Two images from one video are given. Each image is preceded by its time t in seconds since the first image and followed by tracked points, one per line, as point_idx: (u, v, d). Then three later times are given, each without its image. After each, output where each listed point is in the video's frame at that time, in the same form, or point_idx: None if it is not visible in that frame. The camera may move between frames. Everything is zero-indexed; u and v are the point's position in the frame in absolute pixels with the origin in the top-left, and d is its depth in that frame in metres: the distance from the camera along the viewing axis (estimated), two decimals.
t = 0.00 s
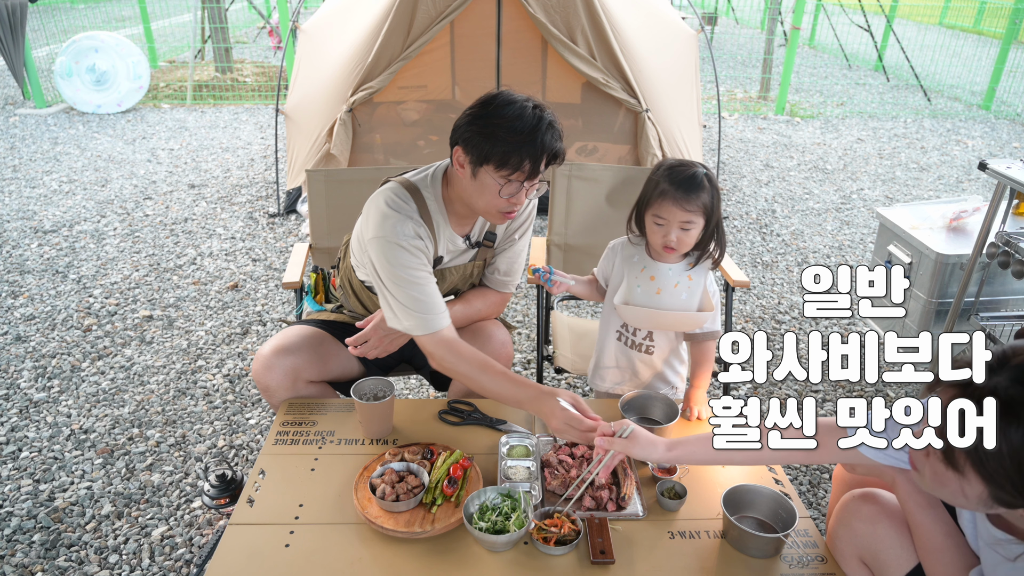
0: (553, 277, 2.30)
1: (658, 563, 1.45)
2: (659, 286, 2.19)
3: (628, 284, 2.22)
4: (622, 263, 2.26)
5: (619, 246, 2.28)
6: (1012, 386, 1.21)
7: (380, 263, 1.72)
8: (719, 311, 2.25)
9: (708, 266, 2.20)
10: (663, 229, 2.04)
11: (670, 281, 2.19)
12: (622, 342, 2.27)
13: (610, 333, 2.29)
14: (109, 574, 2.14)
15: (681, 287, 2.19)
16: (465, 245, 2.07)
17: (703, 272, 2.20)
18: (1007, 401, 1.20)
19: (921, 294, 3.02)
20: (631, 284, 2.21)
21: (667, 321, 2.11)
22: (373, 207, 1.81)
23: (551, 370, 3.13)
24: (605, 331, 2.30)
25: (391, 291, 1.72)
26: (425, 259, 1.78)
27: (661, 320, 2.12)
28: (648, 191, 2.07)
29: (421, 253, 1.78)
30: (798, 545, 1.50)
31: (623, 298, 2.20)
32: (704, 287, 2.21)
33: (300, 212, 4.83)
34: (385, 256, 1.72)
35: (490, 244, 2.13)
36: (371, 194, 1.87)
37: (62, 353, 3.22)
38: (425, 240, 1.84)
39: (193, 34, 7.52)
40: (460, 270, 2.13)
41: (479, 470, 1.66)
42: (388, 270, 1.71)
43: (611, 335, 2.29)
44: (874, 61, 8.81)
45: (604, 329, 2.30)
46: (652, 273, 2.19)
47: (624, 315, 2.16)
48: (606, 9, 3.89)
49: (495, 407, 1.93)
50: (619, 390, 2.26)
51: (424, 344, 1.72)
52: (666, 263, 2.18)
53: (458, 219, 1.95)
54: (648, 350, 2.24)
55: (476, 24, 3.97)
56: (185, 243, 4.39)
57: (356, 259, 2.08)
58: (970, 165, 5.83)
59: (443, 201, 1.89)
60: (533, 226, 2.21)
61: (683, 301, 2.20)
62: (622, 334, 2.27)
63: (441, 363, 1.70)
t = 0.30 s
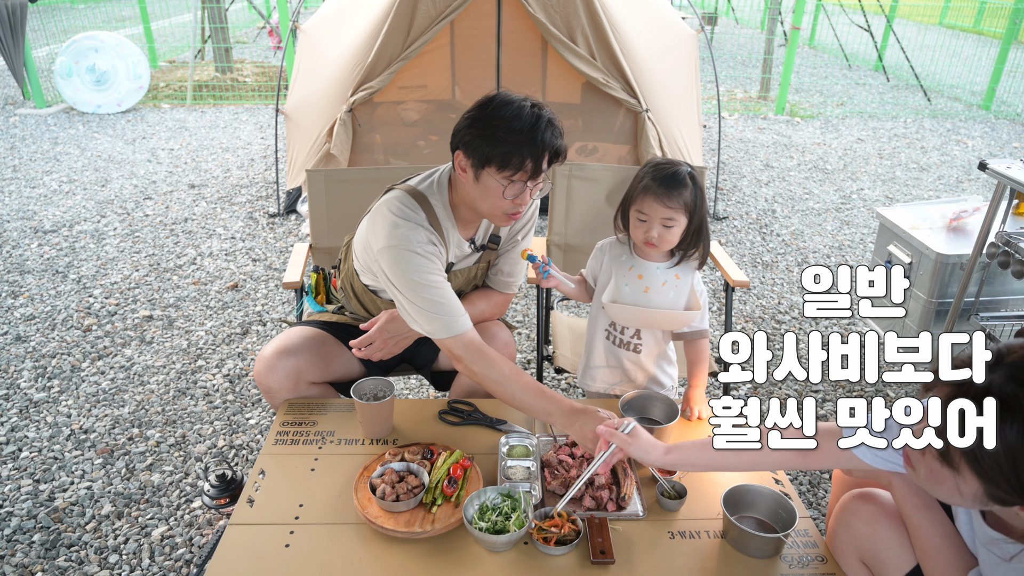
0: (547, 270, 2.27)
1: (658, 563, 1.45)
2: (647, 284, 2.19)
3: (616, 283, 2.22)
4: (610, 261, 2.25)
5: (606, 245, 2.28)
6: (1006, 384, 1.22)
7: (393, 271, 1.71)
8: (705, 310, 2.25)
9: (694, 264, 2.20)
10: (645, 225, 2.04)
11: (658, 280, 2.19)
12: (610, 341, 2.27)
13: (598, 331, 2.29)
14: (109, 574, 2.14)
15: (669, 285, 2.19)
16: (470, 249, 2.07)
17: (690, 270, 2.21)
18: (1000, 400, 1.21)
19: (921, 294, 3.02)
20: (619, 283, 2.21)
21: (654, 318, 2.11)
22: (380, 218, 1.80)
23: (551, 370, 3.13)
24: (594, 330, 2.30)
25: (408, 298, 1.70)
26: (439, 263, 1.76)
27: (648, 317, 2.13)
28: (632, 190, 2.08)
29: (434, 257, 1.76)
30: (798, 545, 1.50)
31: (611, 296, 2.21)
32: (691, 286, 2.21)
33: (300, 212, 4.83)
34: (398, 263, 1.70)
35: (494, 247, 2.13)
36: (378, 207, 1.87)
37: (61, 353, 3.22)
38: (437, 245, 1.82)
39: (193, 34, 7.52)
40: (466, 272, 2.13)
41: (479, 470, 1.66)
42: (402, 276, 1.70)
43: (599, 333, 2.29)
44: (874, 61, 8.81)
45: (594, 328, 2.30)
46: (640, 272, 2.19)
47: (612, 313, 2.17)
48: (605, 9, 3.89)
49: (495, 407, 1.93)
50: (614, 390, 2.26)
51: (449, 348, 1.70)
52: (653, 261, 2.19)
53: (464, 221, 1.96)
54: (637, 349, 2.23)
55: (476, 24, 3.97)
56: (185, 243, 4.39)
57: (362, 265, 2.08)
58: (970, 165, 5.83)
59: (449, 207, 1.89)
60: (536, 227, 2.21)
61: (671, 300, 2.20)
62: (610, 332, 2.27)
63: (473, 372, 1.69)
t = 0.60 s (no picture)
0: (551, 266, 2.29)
1: (658, 563, 1.45)
2: (642, 284, 2.18)
3: (612, 284, 2.21)
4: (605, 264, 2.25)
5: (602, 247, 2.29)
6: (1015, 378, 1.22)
7: (394, 272, 1.71)
8: (703, 309, 2.24)
9: (690, 261, 2.21)
10: (645, 228, 2.03)
11: (653, 279, 2.18)
12: (609, 343, 2.26)
13: (597, 334, 2.28)
14: (109, 574, 2.14)
15: (663, 284, 2.18)
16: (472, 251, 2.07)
17: (685, 268, 2.20)
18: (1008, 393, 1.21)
19: (921, 294, 3.02)
20: (614, 284, 2.20)
21: (650, 318, 2.12)
22: (383, 219, 1.80)
23: (551, 370, 3.13)
24: (593, 332, 2.30)
25: (409, 300, 1.70)
26: (440, 266, 1.77)
27: (644, 317, 2.13)
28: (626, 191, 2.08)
29: (436, 260, 1.76)
30: (798, 545, 1.50)
31: (607, 297, 2.19)
32: (687, 284, 2.20)
33: (300, 212, 4.83)
34: (399, 265, 1.70)
35: (496, 249, 2.14)
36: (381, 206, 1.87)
37: (61, 353, 3.22)
38: (439, 248, 1.82)
39: (193, 34, 7.52)
40: (468, 274, 2.13)
41: (479, 470, 1.66)
42: (403, 279, 1.70)
43: (598, 336, 2.28)
44: (874, 61, 8.81)
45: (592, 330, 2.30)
46: (635, 271, 2.18)
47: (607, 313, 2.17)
48: (606, 10, 3.89)
49: (496, 407, 1.94)
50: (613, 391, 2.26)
51: (448, 352, 1.70)
52: (648, 261, 2.18)
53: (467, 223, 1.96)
54: (636, 349, 2.23)
55: (476, 24, 3.97)
56: (185, 243, 4.39)
57: (362, 265, 2.08)
58: (970, 165, 5.83)
59: (451, 210, 1.89)
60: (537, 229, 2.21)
61: (666, 298, 2.19)
62: (608, 335, 2.26)
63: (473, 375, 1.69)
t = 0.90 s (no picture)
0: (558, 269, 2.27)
1: (658, 562, 1.45)
2: (648, 287, 2.19)
3: (618, 287, 2.22)
4: (611, 266, 2.25)
5: (607, 251, 2.29)
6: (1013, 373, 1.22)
7: (394, 274, 1.71)
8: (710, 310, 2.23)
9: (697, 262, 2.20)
10: (651, 232, 2.04)
11: (659, 282, 2.19)
12: (615, 346, 2.27)
13: (604, 338, 2.29)
14: (109, 574, 2.14)
15: (669, 287, 2.19)
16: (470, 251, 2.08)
17: (691, 270, 2.19)
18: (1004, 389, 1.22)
19: (921, 294, 3.02)
20: (620, 287, 2.21)
21: (656, 321, 2.12)
22: (381, 220, 1.80)
23: (551, 370, 3.13)
24: (600, 335, 2.31)
25: (408, 301, 1.70)
26: (440, 267, 1.76)
27: (650, 320, 2.13)
28: (632, 195, 2.08)
29: (435, 261, 1.76)
30: (798, 545, 1.50)
31: (613, 300, 2.20)
32: (693, 286, 2.20)
33: (300, 212, 4.83)
34: (399, 266, 1.70)
35: (495, 248, 2.13)
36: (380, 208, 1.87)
37: (62, 353, 3.22)
38: (438, 249, 1.82)
39: (193, 34, 7.52)
40: (467, 272, 2.13)
41: (479, 470, 1.66)
42: (403, 281, 1.70)
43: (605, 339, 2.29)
44: (874, 61, 8.81)
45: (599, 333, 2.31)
46: (641, 274, 2.19)
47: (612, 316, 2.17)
48: (605, 10, 3.89)
49: (495, 407, 1.94)
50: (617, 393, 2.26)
51: (449, 353, 1.70)
52: (653, 264, 2.19)
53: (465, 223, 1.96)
54: (642, 352, 2.24)
55: (475, 24, 3.98)
56: (185, 243, 4.39)
57: (361, 266, 2.07)
58: (970, 165, 5.83)
59: (450, 210, 1.89)
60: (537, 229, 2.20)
61: (672, 301, 2.19)
62: (614, 338, 2.27)
63: (471, 375, 1.69)
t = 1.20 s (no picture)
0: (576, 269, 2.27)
1: (658, 563, 1.45)
2: (625, 297, 2.17)
3: (596, 300, 2.20)
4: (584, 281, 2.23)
5: (575, 269, 2.26)
6: (970, 300, 1.16)
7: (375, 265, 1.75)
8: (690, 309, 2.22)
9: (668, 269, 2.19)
10: (603, 248, 2.00)
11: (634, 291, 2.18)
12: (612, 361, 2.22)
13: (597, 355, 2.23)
14: (109, 574, 2.14)
15: (647, 294, 2.18)
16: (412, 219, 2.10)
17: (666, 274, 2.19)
18: (967, 318, 1.15)
19: (921, 294, 3.01)
20: (598, 300, 2.20)
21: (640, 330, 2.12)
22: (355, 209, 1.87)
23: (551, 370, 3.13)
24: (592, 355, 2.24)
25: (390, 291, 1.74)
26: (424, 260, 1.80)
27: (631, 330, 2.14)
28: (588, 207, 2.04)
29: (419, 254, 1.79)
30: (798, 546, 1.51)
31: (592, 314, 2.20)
32: (669, 289, 2.20)
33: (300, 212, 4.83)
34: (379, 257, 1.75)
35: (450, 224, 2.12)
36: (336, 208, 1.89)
37: (61, 353, 3.22)
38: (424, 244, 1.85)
39: (193, 34, 7.52)
40: (420, 253, 2.12)
41: (479, 471, 1.66)
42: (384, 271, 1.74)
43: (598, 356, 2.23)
44: (874, 61, 8.80)
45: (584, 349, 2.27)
46: (617, 285, 2.18)
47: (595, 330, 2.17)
48: (606, 10, 3.89)
49: (494, 407, 1.94)
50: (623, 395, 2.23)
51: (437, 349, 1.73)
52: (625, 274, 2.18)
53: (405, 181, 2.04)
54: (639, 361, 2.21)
55: (476, 25, 4.02)
56: (185, 243, 4.39)
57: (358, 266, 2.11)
58: (970, 165, 5.83)
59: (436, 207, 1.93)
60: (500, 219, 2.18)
61: (651, 307, 2.19)
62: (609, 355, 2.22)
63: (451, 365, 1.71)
